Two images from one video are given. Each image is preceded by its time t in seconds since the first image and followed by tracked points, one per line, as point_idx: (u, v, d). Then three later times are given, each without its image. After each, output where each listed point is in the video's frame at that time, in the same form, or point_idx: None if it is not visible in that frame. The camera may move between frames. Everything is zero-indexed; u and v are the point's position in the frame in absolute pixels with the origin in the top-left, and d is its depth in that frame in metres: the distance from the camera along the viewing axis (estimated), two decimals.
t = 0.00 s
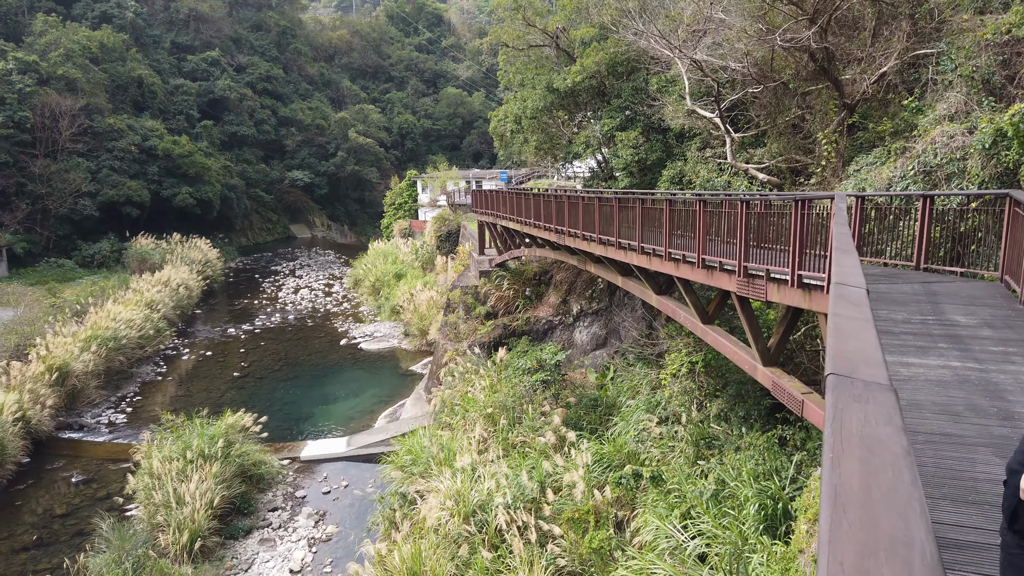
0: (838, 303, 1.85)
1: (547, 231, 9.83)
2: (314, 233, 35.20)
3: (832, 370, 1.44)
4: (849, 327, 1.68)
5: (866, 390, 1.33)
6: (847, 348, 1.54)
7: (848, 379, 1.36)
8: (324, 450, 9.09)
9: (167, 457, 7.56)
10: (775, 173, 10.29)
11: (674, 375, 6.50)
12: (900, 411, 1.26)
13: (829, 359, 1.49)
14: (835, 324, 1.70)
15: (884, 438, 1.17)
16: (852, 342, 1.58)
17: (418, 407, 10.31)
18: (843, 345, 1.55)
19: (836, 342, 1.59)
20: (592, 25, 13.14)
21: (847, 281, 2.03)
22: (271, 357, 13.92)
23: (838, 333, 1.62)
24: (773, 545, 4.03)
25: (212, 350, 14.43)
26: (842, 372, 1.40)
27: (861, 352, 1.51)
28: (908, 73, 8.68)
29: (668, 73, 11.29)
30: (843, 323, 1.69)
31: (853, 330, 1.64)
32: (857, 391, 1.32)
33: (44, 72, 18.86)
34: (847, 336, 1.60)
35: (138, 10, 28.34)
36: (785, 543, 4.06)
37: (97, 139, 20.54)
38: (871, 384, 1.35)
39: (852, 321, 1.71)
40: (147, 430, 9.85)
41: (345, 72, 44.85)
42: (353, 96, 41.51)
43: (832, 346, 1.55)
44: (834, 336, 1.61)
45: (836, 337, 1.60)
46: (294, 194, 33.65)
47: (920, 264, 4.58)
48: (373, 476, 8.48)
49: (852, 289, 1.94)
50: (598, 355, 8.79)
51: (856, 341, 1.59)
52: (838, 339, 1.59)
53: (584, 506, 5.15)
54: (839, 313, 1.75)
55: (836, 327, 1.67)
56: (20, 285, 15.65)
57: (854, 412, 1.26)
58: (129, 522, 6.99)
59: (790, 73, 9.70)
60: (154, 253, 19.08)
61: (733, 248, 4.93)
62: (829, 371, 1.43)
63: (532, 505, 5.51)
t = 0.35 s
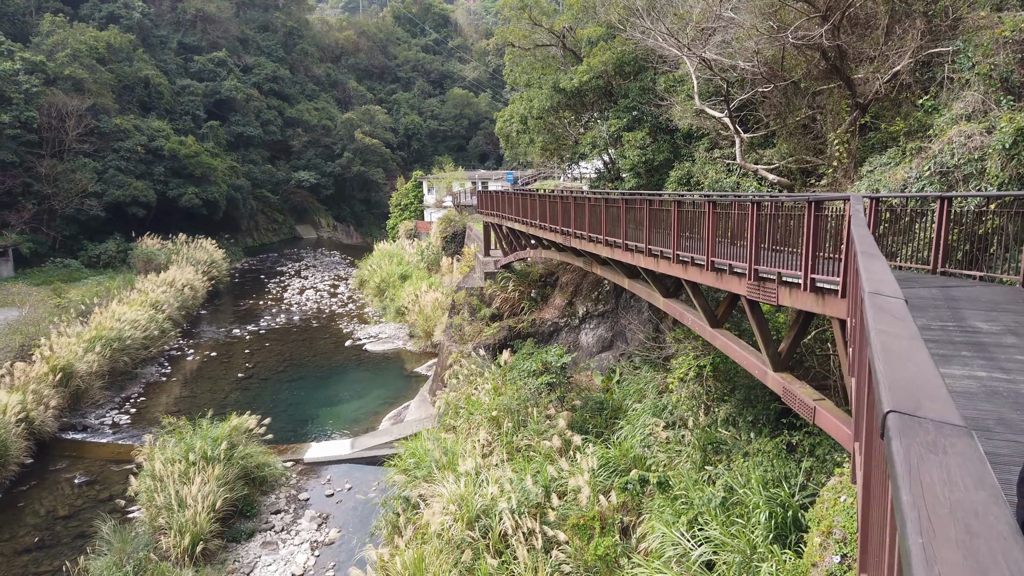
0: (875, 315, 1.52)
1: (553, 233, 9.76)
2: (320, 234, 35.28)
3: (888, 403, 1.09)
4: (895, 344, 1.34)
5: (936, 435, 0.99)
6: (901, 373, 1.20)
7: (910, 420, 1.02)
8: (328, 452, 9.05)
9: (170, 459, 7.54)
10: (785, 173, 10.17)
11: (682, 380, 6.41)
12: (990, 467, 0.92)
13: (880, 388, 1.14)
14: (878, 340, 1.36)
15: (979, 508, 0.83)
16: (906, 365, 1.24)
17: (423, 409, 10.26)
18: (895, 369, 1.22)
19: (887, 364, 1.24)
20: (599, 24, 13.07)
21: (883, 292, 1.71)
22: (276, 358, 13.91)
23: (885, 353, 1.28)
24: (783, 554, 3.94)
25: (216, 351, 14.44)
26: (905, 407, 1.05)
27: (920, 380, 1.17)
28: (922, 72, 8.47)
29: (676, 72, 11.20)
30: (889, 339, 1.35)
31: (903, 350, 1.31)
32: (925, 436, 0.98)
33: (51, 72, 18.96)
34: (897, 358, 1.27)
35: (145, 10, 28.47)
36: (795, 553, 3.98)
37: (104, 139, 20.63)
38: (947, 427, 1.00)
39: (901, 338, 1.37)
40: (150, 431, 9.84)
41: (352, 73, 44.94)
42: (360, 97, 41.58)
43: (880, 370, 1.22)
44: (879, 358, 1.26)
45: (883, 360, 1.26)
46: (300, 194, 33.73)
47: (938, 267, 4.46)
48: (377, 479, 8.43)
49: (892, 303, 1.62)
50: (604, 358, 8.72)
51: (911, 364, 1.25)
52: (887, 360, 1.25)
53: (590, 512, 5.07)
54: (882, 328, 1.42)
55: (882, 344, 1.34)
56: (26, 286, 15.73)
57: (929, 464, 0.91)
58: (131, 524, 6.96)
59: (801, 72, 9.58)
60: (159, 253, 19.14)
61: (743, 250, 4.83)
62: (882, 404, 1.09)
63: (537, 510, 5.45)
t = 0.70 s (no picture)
0: (878, 329, 1.39)
1: (551, 234, 9.72)
2: (320, 235, 35.26)
3: (891, 438, 0.96)
4: (900, 364, 1.21)
5: (947, 481, 0.85)
6: (906, 400, 1.07)
7: (919, 461, 0.89)
8: (325, 455, 8.99)
9: (165, 462, 7.49)
10: (785, 173, 10.12)
11: (681, 383, 6.34)
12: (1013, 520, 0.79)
13: (883, 419, 1.01)
14: (879, 359, 1.23)
15: None
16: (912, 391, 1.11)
17: (420, 411, 10.21)
18: (901, 395, 1.09)
19: (890, 387, 1.12)
20: (598, 23, 13.04)
21: (887, 302, 1.59)
22: (274, 360, 13.87)
23: (887, 375, 1.16)
24: (783, 561, 3.88)
25: (214, 352, 14.39)
26: (910, 444, 0.92)
27: (927, 410, 1.04)
28: (923, 71, 8.44)
29: (675, 72, 11.17)
30: (892, 358, 1.23)
31: (909, 372, 1.18)
32: (936, 483, 0.84)
33: (50, 73, 18.94)
34: (902, 382, 1.14)
35: (145, 11, 28.47)
36: (796, 560, 3.90)
37: (103, 140, 20.62)
38: (959, 471, 0.87)
39: (906, 356, 1.25)
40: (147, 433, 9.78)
41: (352, 74, 44.96)
42: (360, 98, 41.57)
43: (883, 396, 1.09)
44: (883, 381, 1.13)
45: (886, 383, 1.13)
46: (300, 196, 33.71)
47: (940, 269, 4.38)
48: (374, 482, 8.37)
49: (898, 314, 1.49)
50: (602, 360, 8.68)
51: (917, 389, 1.12)
52: (891, 385, 1.12)
53: (587, 517, 5.01)
54: (886, 343, 1.30)
55: (884, 364, 1.21)
56: (23, 287, 15.69)
57: (941, 517, 0.78)
58: (126, 528, 6.90)
59: (801, 71, 9.52)
60: (158, 254, 19.11)
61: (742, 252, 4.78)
62: (884, 439, 0.96)
63: (535, 514, 5.38)
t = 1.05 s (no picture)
0: (878, 351, 1.29)
1: (543, 236, 9.69)
2: (313, 237, 35.13)
3: (897, 484, 0.85)
4: (907, 397, 1.09)
5: (969, 545, 0.72)
6: (912, 435, 0.97)
7: (931, 518, 0.76)
8: (317, 458, 8.90)
9: (154, 466, 7.39)
10: (779, 175, 10.16)
11: (674, 386, 6.28)
12: None
13: (888, 462, 0.89)
14: (881, 387, 1.12)
15: None
16: (918, 427, 1.00)
17: (413, 414, 10.14)
18: (906, 430, 0.98)
19: (897, 426, 0.99)
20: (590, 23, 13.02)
21: (888, 319, 1.50)
22: (266, 362, 13.75)
23: (893, 405, 1.05)
24: (776, 567, 3.84)
25: (206, 355, 14.25)
26: (921, 496, 0.80)
27: (933, 447, 0.94)
28: (917, 72, 8.34)
29: (669, 73, 11.16)
30: (895, 387, 1.12)
31: (913, 401, 1.07)
32: (956, 548, 0.71)
33: (40, 74, 18.75)
34: (908, 413, 1.03)
35: (137, 12, 28.30)
36: (788, 566, 3.86)
37: (95, 142, 20.44)
38: (976, 524, 0.75)
39: (908, 382, 1.14)
40: (137, 437, 9.66)
41: (346, 76, 44.85)
42: (354, 100, 41.46)
43: (887, 433, 0.97)
44: (888, 417, 1.01)
45: (889, 416, 1.02)
46: (293, 198, 33.56)
47: (935, 272, 4.37)
48: (366, 486, 8.29)
49: (896, 331, 1.40)
50: (595, 363, 8.66)
51: (922, 422, 1.01)
52: (895, 416, 1.01)
53: (580, 522, 4.95)
54: (886, 367, 1.20)
55: (886, 390, 1.11)
56: (12, 290, 15.50)
57: None
58: (114, 534, 6.79)
59: (795, 71, 9.52)
60: (150, 257, 18.94)
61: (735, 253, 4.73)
62: (891, 486, 0.84)
63: (526, 519, 5.31)
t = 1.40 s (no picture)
0: (830, 358, 0.93)
1: (487, 237, 9.61)
2: (251, 240, 33.77)
3: (882, 563, 0.49)
4: (873, 411, 0.75)
5: None
6: (889, 474, 0.60)
7: None
8: (256, 467, 8.46)
9: (81, 482, 6.86)
10: (717, 176, 10.41)
11: (618, 386, 6.32)
12: None
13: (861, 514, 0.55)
14: (838, 404, 0.77)
15: None
16: (896, 459, 0.64)
17: (356, 420, 9.83)
18: (882, 466, 0.62)
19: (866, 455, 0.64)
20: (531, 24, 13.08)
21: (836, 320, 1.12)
22: (201, 369, 13.03)
23: (857, 432, 0.69)
24: (720, 564, 3.88)
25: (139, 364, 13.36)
26: (916, 566, 0.45)
27: (924, 488, 0.57)
28: (849, 74, 8.95)
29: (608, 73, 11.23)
30: (857, 402, 0.77)
31: (883, 423, 0.71)
32: None
33: None
34: (877, 440, 0.67)
35: (61, 8, 26.53)
36: (732, 562, 3.92)
37: (13, 141, 18.92)
38: None
39: (875, 398, 0.78)
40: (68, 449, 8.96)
41: (284, 75, 43.37)
42: (293, 100, 40.10)
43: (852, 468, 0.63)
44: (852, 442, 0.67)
45: (854, 443, 0.67)
46: (230, 201, 32.13)
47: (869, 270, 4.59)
48: (307, 494, 7.94)
49: (848, 339, 1.01)
50: (539, 364, 8.65)
51: (902, 453, 0.64)
52: (865, 447, 0.66)
53: (525, 525, 4.88)
54: (837, 376, 0.84)
55: (849, 413, 0.74)
56: None
57: None
58: (37, 553, 6.26)
59: (731, 73, 9.86)
60: (77, 262, 17.66)
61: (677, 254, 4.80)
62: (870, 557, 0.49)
63: (471, 524, 5.21)
